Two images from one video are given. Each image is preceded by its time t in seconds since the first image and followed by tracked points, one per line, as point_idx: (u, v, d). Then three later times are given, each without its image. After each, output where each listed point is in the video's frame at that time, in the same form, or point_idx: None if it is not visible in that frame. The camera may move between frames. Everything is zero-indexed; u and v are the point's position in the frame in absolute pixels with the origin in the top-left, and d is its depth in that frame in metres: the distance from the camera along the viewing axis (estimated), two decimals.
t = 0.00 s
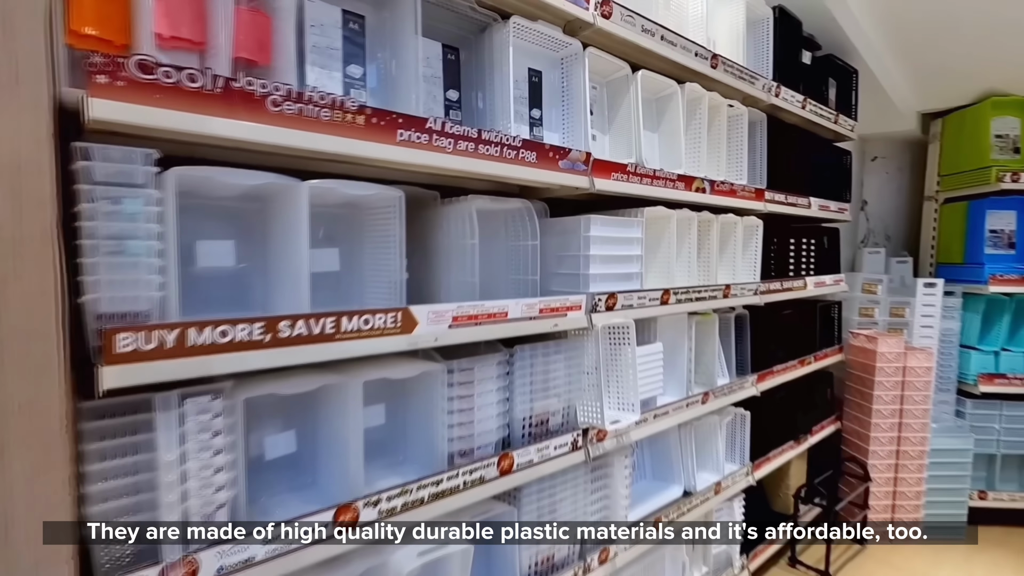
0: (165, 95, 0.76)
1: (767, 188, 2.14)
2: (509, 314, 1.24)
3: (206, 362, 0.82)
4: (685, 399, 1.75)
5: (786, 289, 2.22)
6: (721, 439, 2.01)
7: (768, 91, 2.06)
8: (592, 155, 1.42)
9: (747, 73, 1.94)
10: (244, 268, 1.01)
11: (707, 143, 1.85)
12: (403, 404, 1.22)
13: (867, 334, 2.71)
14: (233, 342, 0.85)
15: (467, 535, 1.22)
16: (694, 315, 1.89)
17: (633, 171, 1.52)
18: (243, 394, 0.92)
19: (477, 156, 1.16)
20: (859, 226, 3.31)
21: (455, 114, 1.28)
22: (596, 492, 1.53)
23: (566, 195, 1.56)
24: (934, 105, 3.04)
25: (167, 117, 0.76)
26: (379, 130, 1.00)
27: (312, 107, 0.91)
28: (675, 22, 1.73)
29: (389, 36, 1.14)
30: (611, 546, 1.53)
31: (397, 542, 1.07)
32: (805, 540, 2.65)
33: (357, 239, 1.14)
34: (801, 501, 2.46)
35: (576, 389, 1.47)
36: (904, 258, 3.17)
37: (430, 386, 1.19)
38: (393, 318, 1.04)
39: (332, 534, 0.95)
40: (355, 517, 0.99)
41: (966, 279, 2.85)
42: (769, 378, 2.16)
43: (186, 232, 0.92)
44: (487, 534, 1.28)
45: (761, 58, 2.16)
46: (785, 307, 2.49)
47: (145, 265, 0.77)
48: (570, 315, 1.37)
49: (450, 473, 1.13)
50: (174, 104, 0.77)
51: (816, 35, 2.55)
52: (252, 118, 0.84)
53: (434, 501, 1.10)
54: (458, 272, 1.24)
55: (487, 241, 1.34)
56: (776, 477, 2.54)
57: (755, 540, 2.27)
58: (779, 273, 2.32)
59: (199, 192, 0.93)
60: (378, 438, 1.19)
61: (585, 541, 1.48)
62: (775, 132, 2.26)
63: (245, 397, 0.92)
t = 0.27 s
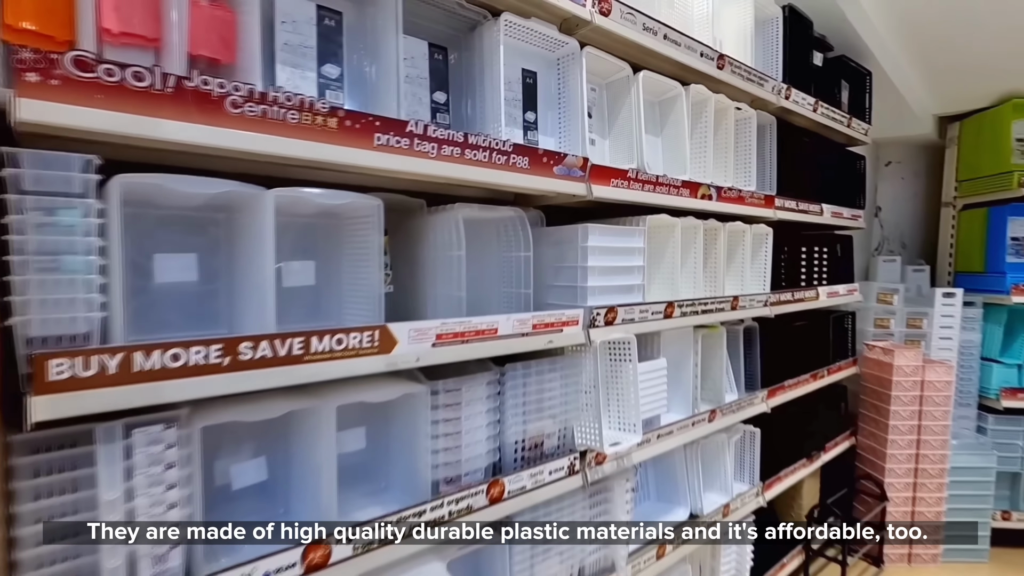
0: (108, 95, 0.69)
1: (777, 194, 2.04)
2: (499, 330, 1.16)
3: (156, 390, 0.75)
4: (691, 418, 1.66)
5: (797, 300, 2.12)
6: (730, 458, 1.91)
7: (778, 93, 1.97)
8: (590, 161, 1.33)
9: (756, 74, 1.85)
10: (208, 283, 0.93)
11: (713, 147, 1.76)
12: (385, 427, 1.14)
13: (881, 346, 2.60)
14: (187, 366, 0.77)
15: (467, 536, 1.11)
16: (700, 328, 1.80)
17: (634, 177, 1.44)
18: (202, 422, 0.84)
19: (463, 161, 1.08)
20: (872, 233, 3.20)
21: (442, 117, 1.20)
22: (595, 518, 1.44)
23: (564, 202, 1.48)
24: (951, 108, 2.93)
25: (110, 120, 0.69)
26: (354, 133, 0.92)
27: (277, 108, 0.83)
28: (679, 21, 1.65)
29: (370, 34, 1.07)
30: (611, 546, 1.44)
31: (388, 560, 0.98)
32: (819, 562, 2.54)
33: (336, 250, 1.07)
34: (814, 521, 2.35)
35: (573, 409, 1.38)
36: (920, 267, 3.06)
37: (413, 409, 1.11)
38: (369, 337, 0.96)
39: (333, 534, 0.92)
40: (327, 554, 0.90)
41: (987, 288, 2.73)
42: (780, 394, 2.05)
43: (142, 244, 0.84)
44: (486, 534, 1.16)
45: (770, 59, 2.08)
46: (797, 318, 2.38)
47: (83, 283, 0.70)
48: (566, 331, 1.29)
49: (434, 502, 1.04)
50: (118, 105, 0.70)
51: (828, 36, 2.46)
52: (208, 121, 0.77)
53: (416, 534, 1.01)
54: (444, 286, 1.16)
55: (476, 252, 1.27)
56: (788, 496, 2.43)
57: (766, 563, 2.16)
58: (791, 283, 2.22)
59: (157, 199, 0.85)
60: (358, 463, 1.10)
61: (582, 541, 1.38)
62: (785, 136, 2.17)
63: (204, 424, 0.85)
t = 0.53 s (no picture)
0: (65, 99, 0.64)
1: (786, 201, 1.98)
2: (492, 346, 1.10)
3: (117, 414, 0.70)
4: (697, 434, 1.59)
5: (807, 310, 2.05)
6: (737, 476, 1.84)
7: (786, 98, 1.91)
8: (589, 168, 1.28)
9: (762, 78, 1.80)
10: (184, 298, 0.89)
11: (719, 153, 1.70)
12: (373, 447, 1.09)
13: (894, 357, 2.53)
14: (153, 388, 0.72)
15: (467, 536, 1.04)
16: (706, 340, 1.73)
17: (636, 185, 1.39)
18: (171, 446, 0.80)
19: (454, 169, 1.03)
20: (884, 241, 3.12)
21: (434, 123, 1.16)
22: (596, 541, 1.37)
23: (563, 211, 1.42)
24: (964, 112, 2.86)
25: (67, 126, 0.64)
26: (335, 140, 0.87)
27: (252, 114, 0.79)
28: (683, 23, 1.60)
29: (357, 37, 1.03)
30: (611, 546, 1.39)
31: None
32: None
33: (321, 262, 1.02)
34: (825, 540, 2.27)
35: (571, 426, 1.32)
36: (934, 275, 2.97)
37: (401, 428, 1.05)
38: (352, 354, 0.90)
39: (333, 534, 0.94)
40: None
41: (1004, 297, 2.65)
42: (790, 407, 1.98)
43: (111, 256, 0.80)
44: (487, 535, 1.07)
45: (777, 62, 2.02)
46: (806, 328, 2.31)
47: (38, 299, 0.65)
48: (564, 345, 1.23)
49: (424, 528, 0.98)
50: (76, 110, 0.65)
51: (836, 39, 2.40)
52: (176, 128, 0.72)
53: (403, 563, 0.95)
54: (435, 299, 1.11)
55: (469, 263, 1.23)
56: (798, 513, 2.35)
57: None
58: (800, 293, 2.16)
59: (128, 209, 0.81)
60: (344, 485, 1.05)
61: (578, 541, 1.33)
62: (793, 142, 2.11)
63: (173, 448, 0.80)
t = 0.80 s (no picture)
0: (29, 99, 0.60)
1: (794, 207, 1.93)
2: (489, 359, 1.06)
3: (83, 435, 0.65)
4: (704, 448, 1.54)
5: (816, 319, 1.99)
6: (746, 491, 1.78)
7: (794, 101, 1.87)
8: (591, 172, 1.24)
9: (769, 81, 1.76)
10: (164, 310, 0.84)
11: (725, 158, 1.65)
12: (364, 465, 1.04)
13: (906, 367, 2.46)
14: (122, 407, 0.68)
15: (467, 536, 1.00)
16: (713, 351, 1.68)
17: (640, 191, 1.34)
18: (145, 466, 0.75)
19: (448, 174, 0.99)
20: (894, 248, 3.05)
21: (429, 126, 1.12)
22: (599, 561, 1.32)
23: (564, 217, 1.38)
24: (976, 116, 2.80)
25: (30, 128, 0.60)
26: (322, 143, 0.83)
27: (233, 116, 0.75)
28: (688, 25, 1.56)
29: (348, 38, 0.99)
30: (615, 557, 1.34)
31: None
32: None
33: (309, 271, 0.98)
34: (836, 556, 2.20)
35: (572, 440, 1.27)
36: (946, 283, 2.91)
37: (392, 445, 1.00)
38: (340, 369, 0.86)
39: (333, 534, 0.96)
40: None
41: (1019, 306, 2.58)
42: (800, 420, 1.92)
43: (85, 266, 0.76)
44: (486, 535, 1.02)
45: (784, 66, 1.98)
46: (816, 338, 2.26)
47: None
48: (565, 358, 1.18)
49: (416, 551, 0.93)
50: (40, 111, 0.61)
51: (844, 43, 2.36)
52: (150, 131, 0.68)
53: None
54: (429, 310, 1.06)
55: (466, 271, 1.18)
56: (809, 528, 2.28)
57: None
58: (809, 301, 2.10)
59: (103, 216, 0.77)
60: (332, 503, 1.00)
61: (579, 540, 1.27)
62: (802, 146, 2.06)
63: (148, 468, 0.75)
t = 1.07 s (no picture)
0: None
1: (800, 213, 1.87)
2: (480, 372, 0.99)
3: (26, 462, 0.59)
4: (708, 464, 1.47)
5: (822, 328, 1.93)
6: (752, 507, 1.71)
7: (799, 104, 1.82)
8: (588, 175, 1.18)
9: (774, 82, 1.70)
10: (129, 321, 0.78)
11: (728, 162, 1.60)
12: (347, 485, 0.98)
13: (916, 377, 2.39)
14: (72, 429, 0.61)
15: (467, 536, 1.00)
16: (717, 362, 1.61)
17: (640, 195, 1.28)
18: (102, 493, 0.69)
19: (437, 176, 0.93)
20: (900, 255, 2.99)
21: (419, 127, 1.06)
22: None
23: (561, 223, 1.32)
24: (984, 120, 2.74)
25: None
26: (298, 143, 0.77)
27: (199, 112, 0.69)
28: (690, 24, 1.51)
29: (332, 33, 0.94)
30: None
31: None
32: None
33: (289, 279, 0.92)
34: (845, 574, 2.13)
35: (570, 457, 1.20)
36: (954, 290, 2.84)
37: (376, 465, 0.93)
38: (317, 385, 0.80)
39: (333, 534, 0.91)
40: None
41: None
42: (807, 433, 1.86)
43: (41, 274, 0.70)
44: (488, 534, 1.02)
45: (788, 67, 1.93)
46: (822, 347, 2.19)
47: None
48: (562, 370, 1.12)
49: None
50: None
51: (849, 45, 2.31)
52: (107, 128, 0.63)
53: None
54: (416, 320, 1.00)
55: (456, 278, 1.12)
56: (817, 545, 2.20)
57: None
58: (815, 310, 2.04)
59: (61, 221, 0.71)
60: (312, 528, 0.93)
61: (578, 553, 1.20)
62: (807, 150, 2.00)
63: (105, 495, 0.69)
